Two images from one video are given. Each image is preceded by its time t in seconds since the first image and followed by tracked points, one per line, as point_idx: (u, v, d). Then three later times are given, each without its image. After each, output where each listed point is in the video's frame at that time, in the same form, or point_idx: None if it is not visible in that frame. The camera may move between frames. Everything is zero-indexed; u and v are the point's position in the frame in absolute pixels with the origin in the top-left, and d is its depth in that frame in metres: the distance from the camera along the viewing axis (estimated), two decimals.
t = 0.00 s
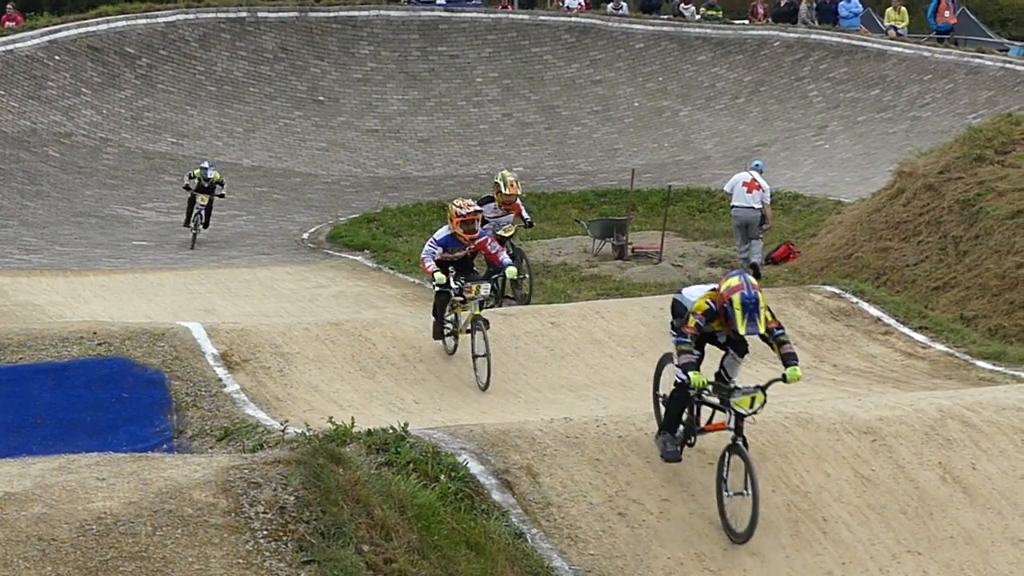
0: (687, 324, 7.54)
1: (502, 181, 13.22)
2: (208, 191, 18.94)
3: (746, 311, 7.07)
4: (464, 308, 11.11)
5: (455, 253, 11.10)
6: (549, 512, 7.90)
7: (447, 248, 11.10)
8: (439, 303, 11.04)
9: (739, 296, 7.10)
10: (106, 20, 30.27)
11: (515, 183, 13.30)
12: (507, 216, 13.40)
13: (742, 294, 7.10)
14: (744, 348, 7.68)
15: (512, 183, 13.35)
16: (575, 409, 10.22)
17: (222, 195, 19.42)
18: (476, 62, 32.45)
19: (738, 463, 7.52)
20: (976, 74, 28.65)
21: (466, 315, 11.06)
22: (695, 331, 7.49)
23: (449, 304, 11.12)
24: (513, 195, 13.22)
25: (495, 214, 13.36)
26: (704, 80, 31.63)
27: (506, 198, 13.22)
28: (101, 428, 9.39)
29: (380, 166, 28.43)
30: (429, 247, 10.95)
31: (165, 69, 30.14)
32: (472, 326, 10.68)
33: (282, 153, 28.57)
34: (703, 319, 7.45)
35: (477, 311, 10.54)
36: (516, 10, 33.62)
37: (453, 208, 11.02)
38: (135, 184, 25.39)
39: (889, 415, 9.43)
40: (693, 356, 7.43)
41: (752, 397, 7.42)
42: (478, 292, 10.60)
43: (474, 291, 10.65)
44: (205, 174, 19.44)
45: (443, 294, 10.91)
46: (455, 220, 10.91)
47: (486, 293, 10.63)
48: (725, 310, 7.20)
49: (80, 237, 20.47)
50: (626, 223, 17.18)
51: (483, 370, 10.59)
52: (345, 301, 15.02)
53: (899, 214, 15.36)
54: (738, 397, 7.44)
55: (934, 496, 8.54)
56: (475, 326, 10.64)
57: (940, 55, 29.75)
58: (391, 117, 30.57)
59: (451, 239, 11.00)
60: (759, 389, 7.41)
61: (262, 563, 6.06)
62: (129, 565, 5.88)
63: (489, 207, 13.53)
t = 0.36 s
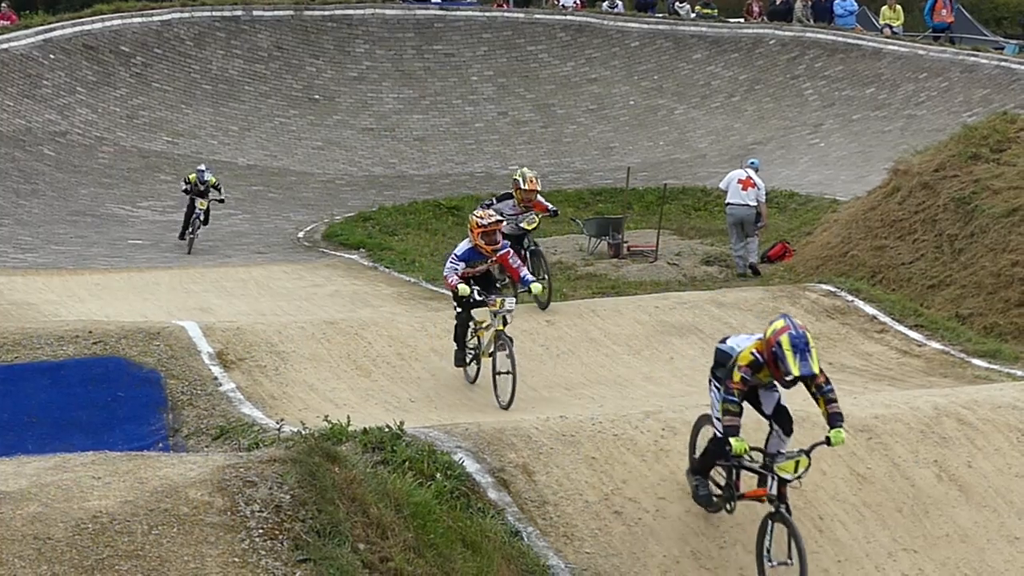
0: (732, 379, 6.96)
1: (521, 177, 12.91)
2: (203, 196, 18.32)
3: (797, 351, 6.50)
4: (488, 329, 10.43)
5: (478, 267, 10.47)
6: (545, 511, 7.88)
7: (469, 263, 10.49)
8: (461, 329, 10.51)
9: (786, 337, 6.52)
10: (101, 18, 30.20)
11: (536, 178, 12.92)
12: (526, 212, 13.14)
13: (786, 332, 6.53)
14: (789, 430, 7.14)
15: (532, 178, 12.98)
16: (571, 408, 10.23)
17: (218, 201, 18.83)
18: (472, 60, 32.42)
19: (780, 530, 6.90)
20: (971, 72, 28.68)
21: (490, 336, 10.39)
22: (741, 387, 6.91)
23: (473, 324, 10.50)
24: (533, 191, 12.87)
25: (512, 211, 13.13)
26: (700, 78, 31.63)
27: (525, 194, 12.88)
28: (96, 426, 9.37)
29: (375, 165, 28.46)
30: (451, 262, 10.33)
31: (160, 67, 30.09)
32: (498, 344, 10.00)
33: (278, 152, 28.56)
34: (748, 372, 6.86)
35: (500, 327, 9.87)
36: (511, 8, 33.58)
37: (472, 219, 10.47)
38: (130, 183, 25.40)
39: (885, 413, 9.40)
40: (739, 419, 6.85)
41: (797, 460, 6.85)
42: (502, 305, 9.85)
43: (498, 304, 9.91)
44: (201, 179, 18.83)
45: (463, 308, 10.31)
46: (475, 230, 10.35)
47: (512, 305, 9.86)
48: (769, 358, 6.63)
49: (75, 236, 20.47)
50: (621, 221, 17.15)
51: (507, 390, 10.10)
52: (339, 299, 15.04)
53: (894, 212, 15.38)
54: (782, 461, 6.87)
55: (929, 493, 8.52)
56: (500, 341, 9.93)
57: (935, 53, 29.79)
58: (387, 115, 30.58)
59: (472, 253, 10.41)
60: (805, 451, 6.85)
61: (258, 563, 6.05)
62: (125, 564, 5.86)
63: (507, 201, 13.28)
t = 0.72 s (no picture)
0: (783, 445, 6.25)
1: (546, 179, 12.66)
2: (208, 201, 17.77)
3: (855, 398, 5.84)
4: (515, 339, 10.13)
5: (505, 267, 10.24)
6: (545, 509, 7.85)
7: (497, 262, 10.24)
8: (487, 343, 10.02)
9: (841, 386, 5.87)
10: (101, 16, 30.11)
11: (561, 179, 12.69)
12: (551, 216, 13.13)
13: (841, 381, 5.88)
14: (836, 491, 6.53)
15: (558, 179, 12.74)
16: (569, 407, 10.23)
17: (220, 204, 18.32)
18: (472, 58, 32.40)
19: None
20: (971, 71, 28.68)
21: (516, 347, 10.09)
22: (792, 454, 6.19)
23: (499, 338, 10.11)
24: (558, 194, 12.68)
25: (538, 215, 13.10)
26: (699, 77, 31.63)
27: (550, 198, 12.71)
28: (96, 425, 9.36)
29: (375, 163, 28.50)
30: (478, 265, 10.08)
31: (160, 66, 30.05)
32: (527, 353, 9.75)
33: (277, 151, 28.57)
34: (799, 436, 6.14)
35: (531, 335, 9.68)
36: (511, 7, 33.50)
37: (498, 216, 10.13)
38: (130, 181, 25.42)
39: (885, 411, 9.39)
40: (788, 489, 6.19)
41: (849, 527, 6.37)
42: (531, 311, 9.73)
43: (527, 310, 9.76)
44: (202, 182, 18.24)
45: (490, 320, 9.93)
46: (500, 230, 9.99)
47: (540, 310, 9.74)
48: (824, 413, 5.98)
49: (75, 235, 20.49)
50: (621, 220, 17.16)
51: (541, 399, 9.72)
52: (340, 297, 15.05)
53: (894, 211, 15.38)
54: (834, 529, 6.38)
55: (929, 492, 8.50)
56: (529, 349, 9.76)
57: (935, 52, 29.80)
58: (386, 114, 30.58)
59: (500, 253, 10.12)
60: (858, 516, 6.34)
61: (257, 561, 6.03)
62: (124, 562, 5.85)
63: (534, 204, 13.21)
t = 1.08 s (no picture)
0: (837, 509, 5.67)
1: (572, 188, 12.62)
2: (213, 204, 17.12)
3: (915, 453, 5.27)
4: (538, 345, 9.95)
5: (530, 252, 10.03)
6: (541, 510, 7.82)
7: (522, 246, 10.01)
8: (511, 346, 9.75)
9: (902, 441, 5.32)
10: (97, 17, 30.02)
11: (587, 189, 12.67)
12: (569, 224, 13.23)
13: (899, 435, 5.33)
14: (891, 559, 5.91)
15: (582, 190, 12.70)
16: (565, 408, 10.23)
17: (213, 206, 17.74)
18: (468, 59, 32.41)
19: None
20: (967, 72, 28.70)
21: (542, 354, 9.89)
22: (847, 518, 5.60)
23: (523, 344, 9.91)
24: (583, 203, 12.62)
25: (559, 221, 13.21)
26: (696, 78, 31.65)
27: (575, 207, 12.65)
28: (92, 426, 9.36)
29: (371, 164, 28.53)
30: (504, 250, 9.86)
31: (156, 67, 30.03)
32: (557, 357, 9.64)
33: (274, 152, 28.60)
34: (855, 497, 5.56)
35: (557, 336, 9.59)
36: (508, 8, 33.47)
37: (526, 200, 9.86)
38: (126, 182, 25.44)
39: (881, 412, 9.38)
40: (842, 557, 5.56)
41: None
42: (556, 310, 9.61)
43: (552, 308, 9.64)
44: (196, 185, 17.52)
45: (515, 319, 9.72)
46: (529, 218, 9.74)
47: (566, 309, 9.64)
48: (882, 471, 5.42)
49: (71, 235, 20.51)
50: (617, 222, 17.30)
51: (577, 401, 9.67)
52: (335, 298, 15.06)
53: (890, 212, 15.39)
54: None
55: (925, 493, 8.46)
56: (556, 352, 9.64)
57: (931, 53, 29.81)
58: (383, 115, 30.61)
59: (524, 238, 9.90)
60: None
61: (252, 562, 6.01)
62: (120, 563, 5.85)
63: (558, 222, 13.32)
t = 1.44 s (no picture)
0: (913, 562, 5.29)
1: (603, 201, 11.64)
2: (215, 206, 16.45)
3: (995, 493, 4.94)
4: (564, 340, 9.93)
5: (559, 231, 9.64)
6: (538, 509, 7.81)
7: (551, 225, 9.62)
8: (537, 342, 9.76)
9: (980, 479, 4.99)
10: (95, 16, 29.98)
11: (618, 203, 11.72)
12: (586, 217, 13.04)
13: (977, 474, 5.00)
14: None
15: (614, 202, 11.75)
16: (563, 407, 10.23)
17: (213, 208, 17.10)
18: (466, 59, 32.41)
19: None
20: (965, 72, 28.71)
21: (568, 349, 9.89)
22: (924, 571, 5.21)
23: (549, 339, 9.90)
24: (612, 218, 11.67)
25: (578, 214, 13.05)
26: (694, 78, 31.67)
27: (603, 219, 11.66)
28: (90, 426, 9.35)
29: (369, 164, 28.54)
30: (528, 229, 9.47)
31: (154, 66, 30.03)
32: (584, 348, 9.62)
33: (272, 151, 28.62)
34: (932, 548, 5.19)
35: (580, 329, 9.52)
36: (506, 8, 33.47)
37: (563, 189, 9.32)
38: (124, 181, 25.46)
39: (878, 413, 9.36)
40: None
41: None
42: (577, 299, 9.50)
43: (574, 297, 9.53)
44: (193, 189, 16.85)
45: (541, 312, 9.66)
46: (563, 212, 9.26)
47: (587, 298, 9.50)
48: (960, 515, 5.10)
49: (69, 235, 20.51)
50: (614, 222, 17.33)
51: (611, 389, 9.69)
52: (332, 298, 15.07)
53: (888, 212, 15.41)
54: None
55: (923, 493, 8.42)
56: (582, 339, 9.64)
57: (929, 53, 29.80)
58: (380, 115, 30.61)
59: (553, 219, 9.51)
60: None
61: (250, 561, 6.01)
62: (118, 562, 5.85)
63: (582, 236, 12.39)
